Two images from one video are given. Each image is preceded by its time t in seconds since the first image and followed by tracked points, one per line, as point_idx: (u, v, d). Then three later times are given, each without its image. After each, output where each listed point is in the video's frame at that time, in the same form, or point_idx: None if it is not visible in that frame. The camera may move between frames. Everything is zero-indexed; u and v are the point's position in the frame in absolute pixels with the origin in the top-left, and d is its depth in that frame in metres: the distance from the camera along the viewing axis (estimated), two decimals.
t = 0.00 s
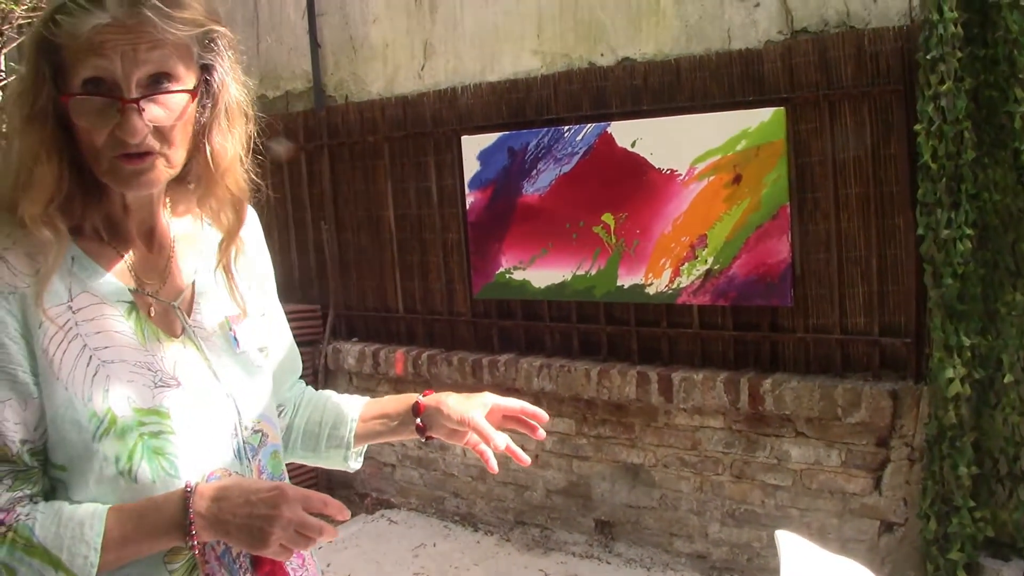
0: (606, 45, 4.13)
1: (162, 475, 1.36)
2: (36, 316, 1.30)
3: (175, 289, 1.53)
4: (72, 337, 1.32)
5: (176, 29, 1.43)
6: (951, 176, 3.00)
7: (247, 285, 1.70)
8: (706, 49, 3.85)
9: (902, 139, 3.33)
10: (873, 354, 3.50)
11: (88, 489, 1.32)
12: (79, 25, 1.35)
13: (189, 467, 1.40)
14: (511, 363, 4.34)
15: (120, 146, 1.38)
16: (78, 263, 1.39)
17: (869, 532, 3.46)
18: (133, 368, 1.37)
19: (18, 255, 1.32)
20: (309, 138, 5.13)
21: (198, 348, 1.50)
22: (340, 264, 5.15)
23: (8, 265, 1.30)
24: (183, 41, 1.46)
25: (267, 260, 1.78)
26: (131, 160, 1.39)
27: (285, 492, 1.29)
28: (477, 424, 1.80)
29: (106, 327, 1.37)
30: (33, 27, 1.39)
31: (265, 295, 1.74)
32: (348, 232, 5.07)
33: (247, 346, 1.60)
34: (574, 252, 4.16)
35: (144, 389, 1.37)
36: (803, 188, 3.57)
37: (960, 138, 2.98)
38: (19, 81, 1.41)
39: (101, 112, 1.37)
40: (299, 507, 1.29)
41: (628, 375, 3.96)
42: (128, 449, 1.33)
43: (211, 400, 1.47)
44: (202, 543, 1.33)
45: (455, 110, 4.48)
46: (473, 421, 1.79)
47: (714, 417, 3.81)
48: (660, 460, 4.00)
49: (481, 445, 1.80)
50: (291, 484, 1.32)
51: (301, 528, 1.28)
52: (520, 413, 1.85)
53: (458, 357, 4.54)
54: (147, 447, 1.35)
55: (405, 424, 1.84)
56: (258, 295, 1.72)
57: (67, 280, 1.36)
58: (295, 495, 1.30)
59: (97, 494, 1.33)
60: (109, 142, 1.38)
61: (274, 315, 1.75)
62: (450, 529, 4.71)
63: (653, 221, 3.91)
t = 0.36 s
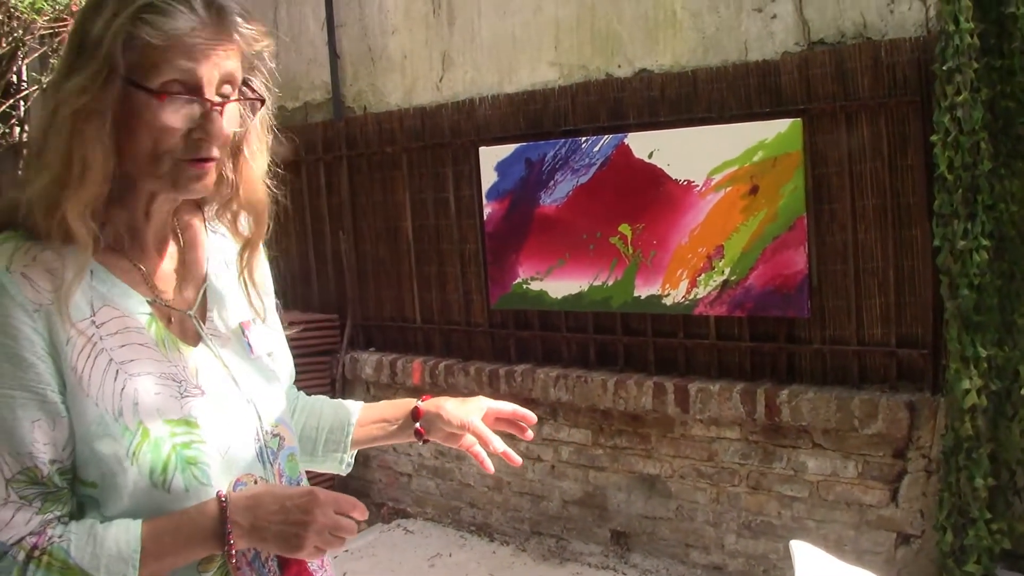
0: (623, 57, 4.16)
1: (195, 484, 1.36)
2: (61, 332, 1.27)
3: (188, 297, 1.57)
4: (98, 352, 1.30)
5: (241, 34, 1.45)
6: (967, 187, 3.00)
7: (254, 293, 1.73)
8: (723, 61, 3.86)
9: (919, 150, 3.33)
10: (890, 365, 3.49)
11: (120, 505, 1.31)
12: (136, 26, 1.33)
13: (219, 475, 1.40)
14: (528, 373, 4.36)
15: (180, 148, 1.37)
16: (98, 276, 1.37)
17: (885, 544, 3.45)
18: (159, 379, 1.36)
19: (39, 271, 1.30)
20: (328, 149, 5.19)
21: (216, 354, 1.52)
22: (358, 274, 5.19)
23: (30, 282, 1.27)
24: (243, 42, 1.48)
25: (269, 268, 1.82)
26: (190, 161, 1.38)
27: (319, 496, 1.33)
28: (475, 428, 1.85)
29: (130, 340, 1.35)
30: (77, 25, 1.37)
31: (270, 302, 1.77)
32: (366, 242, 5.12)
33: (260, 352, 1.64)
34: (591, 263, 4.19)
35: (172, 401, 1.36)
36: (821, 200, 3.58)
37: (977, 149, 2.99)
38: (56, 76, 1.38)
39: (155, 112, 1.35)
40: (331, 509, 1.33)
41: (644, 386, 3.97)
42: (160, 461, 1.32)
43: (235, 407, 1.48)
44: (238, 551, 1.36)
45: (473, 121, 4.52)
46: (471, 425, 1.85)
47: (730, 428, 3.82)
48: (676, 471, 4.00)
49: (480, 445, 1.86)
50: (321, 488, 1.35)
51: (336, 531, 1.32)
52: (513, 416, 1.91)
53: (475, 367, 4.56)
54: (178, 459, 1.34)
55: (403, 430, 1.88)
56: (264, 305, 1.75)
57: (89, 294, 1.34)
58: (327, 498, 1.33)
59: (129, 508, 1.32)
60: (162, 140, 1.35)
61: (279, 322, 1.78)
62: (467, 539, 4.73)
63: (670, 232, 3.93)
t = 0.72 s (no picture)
0: (641, 77, 4.21)
1: (237, 506, 1.26)
2: (96, 361, 1.14)
3: (205, 313, 1.40)
4: (133, 382, 1.17)
5: (282, 42, 1.29)
6: (984, 208, 3.02)
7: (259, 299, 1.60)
8: (741, 81, 3.90)
9: (936, 170, 3.34)
10: (908, 386, 3.48)
11: (166, 534, 1.19)
12: (221, 36, 1.19)
13: (256, 493, 1.31)
14: (545, 393, 4.37)
15: (251, 173, 1.26)
16: (124, 302, 1.21)
17: (903, 565, 3.44)
18: (191, 404, 1.24)
19: (70, 299, 1.14)
20: (346, 168, 5.25)
21: (234, 371, 1.39)
22: (376, 292, 5.24)
23: (61, 310, 1.12)
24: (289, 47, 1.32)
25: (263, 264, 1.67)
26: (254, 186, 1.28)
27: (360, 506, 1.29)
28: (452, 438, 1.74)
29: (160, 366, 1.22)
30: (145, 20, 1.18)
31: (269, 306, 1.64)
32: (384, 260, 5.17)
33: (274, 364, 1.55)
34: (609, 282, 4.21)
35: (205, 423, 1.25)
36: (837, 220, 3.59)
37: (994, 168, 3.00)
38: (103, 75, 1.19)
39: (233, 138, 1.22)
40: (371, 518, 1.29)
41: (662, 406, 3.96)
42: (204, 486, 1.21)
43: (260, 425, 1.37)
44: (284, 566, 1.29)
45: (491, 140, 4.57)
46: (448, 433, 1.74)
47: (747, 448, 3.81)
48: (692, 491, 4.00)
49: (455, 447, 1.71)
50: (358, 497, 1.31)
51: (378, 538, 1.29)
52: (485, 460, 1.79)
53: (492, 386, 4.58)
54: (221, 481, 1.24)
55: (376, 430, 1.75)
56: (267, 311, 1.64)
57: (115, 322, 1.19)
58: (367, 507, 1.29)
59: (174, 537, 1.21)
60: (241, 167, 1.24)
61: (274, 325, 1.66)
62: (483, 558, 4.73)
63: (687, 252, 3.96)
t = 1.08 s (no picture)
0: (658, 87, 4.22)
1: (240, 520, 1.24)
2: (105, 367, 1.14)
3: (225, 322, 1.42)
4: (140, 391, 1.17)
5: (310, 52, 1.31)
6: (1002, 217, 3.01)
7: (285, 311, 1.61)
8: (758, 90, 3.90)
9: (955, 180, 3.32)
10: (927, 397, 3.46)
11: (169, 544, 1.18)
12: (244, 46, 1.20)
13: (262, 508, 1.28)
14: (562, 404, 4.37)
15: (270, 185, 1.26)
16: (138, 311, 1.21)
17: None
18: (200, 415, 1.23)
19: (82, 304, 1.15)
20: (363, 179, 5.29)
21: (251, 383, 1.39)
22: (392, 301, 5.26)
23: (72, 315, 1.13)
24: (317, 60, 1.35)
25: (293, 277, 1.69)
26: (274, 198, 1.28)
27: (366, 529, 1.32)
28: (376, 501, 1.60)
29: (171, 376, 1.22)
30: (172, 26, 1.19)
31: (298, 318, 1.65)
32: (400, 270, 5.19)
33: (293, 376, 1.55)
34: (626, 292, 4.21)
35: (212, 434, 1.24)
36: (856, 230, 3.58)
37: (1012, 178, 2.99)
38: (128, 81, 1.21)
39: (250, 147, 1.22)
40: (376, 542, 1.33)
41: (678, 417, 3.95)
42: (206, 498, 1.20)
43: (272, 439, 1.36)
44: None
45: (508, 151, 4.59)
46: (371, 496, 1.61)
47: (765, 459, 3.80)
48: (709, 502, 3.99)
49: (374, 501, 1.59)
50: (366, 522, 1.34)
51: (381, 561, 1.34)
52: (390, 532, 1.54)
53: (508, 397, 4.59)
54: (224, 494, 1.22)
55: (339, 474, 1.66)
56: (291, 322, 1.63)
57: (127, 329, 1.19)
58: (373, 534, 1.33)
59: (177, 548, 1.19)
60: (254, 179, 1.24)
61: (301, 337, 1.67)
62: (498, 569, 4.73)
63: (705, 262, 3.95)
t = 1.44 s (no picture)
0: (672, 95, 4.23)
1: (236, 532, 1.18)
2: (109, 372, 1.11)
3: (241, 332, 1.33)
4: (143, 398, 1.13)
5: (329, 64, 1.22)
6: (1015, 225, 3.07)
7: (314, 318, 1.48)
8: (771, 98, 3.91)
9: (969, 187, 3.32)
10: (941, 405, 3.45)
11: (164, 550, 1.15)
12: (252, 58, 1.15)
13: (266, 522, 1.22)
14: (575, 411, 4.38)
15: (267, 200, 1.19)
16: (149, 318, 1.18)
17: None
18: (203, 425, 1.18)
19: (92, 308, 1.13)
20: (377, 186, 5.33)
21: (263, 395, 1.30)
22: (405, 308, 5.29)
23: (79, 319, 1.11)
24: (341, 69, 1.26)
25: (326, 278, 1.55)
26: (274, 213, 1.20)
27: (364, 561, 1.29)
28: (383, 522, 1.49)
29: (178, 385, 1.17)
30: (189, 39, 1.16)
31: (327, 334, 1.53)
32: (414, 277, 5.23)
33: (314, 389, 1.45)
34: (639, 300, 4.22)
35: (214, 446, 1.18)
36: (869, 237, 3.58)
37: None
38: (146, 93, 1.19)
39: (248, 162, 1.16)
40: None
41: (692, 424, 3.95)
42: (202, 508, 1.15)
43: (278, 453, 1.27)
44: None
45: (521, 158, 4.62)
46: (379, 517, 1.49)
47: (778, 467, 3.80)
48: (722, 510, 3.99)
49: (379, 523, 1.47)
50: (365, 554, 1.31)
51: None
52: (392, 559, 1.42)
53: (522, 404, 4.61)
54: (220, 506, 1.16)
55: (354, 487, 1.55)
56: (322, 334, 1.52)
57: (136, 335, 1.16)
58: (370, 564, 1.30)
59: (173, 556, 1.15)
60: (249, 193, 1.18)
61: (330, 344, 1.55)
62: None
63: (718, 270, 3.97)
